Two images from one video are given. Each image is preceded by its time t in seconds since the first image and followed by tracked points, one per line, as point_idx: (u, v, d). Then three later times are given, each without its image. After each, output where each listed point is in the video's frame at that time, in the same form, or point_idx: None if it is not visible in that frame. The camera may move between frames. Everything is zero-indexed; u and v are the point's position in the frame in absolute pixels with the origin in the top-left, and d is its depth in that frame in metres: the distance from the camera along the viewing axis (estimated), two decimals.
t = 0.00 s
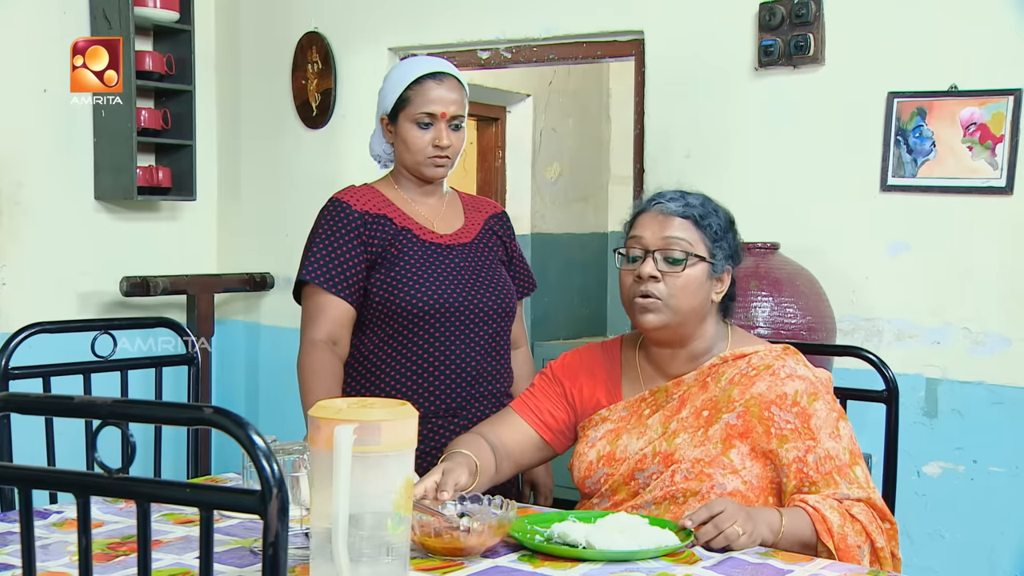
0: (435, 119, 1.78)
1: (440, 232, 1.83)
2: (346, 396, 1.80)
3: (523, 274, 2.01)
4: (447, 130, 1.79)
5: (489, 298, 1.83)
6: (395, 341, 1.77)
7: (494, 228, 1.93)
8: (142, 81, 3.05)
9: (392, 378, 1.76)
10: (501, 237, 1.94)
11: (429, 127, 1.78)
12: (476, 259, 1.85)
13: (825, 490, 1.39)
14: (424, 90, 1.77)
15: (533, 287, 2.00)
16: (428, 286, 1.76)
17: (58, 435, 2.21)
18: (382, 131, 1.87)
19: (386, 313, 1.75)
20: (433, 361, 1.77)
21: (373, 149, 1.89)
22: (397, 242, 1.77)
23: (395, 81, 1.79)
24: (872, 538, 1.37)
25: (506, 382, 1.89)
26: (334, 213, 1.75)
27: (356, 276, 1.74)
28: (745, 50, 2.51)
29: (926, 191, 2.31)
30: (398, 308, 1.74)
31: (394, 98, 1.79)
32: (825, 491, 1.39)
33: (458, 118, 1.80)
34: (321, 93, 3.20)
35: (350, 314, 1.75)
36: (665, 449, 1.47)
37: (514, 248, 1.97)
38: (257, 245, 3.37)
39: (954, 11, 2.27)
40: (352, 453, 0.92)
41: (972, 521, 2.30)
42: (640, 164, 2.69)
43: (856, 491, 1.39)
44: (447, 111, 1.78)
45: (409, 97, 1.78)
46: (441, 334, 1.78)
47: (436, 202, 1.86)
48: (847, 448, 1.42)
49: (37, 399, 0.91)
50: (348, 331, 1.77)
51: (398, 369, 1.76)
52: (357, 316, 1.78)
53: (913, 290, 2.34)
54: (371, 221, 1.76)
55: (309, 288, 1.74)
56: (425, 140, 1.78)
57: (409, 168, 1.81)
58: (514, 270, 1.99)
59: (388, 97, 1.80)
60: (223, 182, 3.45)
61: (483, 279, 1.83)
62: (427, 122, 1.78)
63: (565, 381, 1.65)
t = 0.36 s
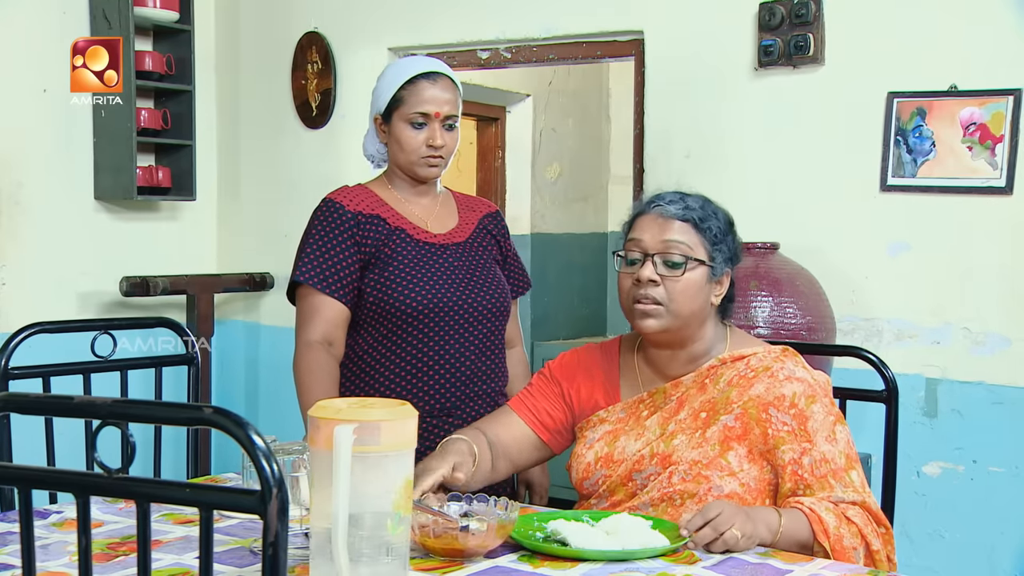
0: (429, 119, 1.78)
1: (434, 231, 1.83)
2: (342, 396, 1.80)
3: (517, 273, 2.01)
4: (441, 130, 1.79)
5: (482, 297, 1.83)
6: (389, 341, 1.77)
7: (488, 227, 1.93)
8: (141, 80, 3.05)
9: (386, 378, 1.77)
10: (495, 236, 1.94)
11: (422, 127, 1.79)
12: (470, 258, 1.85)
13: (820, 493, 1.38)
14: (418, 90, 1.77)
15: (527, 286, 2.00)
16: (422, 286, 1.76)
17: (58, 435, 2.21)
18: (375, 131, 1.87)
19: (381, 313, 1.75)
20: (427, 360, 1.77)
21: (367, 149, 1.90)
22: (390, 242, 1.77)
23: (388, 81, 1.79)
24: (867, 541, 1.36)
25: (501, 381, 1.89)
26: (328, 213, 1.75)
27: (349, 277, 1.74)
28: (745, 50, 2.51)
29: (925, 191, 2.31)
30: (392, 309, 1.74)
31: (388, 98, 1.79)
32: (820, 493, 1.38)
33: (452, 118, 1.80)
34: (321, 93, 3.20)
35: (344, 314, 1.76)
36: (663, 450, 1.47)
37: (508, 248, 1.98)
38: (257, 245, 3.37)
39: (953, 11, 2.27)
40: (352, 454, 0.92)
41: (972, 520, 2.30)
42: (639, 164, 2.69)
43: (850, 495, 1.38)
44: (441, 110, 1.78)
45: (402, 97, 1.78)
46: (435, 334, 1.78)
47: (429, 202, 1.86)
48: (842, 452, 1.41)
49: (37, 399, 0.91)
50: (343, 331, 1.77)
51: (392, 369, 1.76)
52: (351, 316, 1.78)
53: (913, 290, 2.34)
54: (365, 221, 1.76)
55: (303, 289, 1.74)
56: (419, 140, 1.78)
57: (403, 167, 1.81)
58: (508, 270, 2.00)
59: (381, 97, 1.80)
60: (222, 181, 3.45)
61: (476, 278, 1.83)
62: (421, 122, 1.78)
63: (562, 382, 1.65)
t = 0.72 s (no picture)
0: (426, 118, 1.78)
1: (431, 231, 1.82)
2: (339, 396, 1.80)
3: (513, 272, 2.01)
4: (438, 129, 1.79)
5: (479, 297, 1.83)
6: (385, 342, 1.76)
7: (484, 227, 1.93)
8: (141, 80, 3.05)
9: (382, 379, 1.77)
10: (491, 236, 1.94)
11: (419, 126, 1.78)
12: (466, 258, 1.85)
13: (818, 491, 1.39)
14: (414, 90, 1.77)
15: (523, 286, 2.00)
16: (418, 286, 1.76)
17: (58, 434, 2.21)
18: (371, 130, 1.87)
19: (377, 314, 1.75)
20: (423, 361, 1.77)
21: (363, 149, 1.90)
22: (386, 242, 1.77)
23: (384, 81, 1.79)
24: (866, 542, 1.37)
25: (498, 381, 1.89)
26: (324, 214, 1.75)
27: (345, 278, 1.74)
28: (745, 51, 2.51)
29: (925, 191, 2.31)
30: (388, 309, 1.74)
31: (384, 97, 1.79)
32: (818, 491, 1.39)
33: (449, 117, 1.80)
34: (320, 93, 3.20)
35: (341, 315, 1.76)
36: (665, 448, 1.47)
37: (504, 247, 1.97)
38: (256, 245, 3.37)
39: (953, 11, 2.27)
40: (352, 454, 0.92)
41: (972, 520, 2.30)
42: (639, 165, 2.69)
43: (849, 494, 1.38)
44: (438, 109, 1.78)
45: (399, 96, 1.78)
46: (432, 334, 1.77)
47: (426, 201, 1.86)
48: (841, 451, 1.41)
49: (37, 399, 0.91)
50: (340, 332, 1.77)
51: (389, 370, 1.76)
52: (348, 317, 1.78)
53: (912, 290, 2.34)
54: (360, 222, 1.76)
55: (299, 290, 1.74)
56: (415, 140, 1.78)
57: (399, 167, 1.81)
58: (504, 269, 1.99)
59: (377, 97, 1.80)
60: (222, 181, 3.45)
61: (472, 278, 1.83)
62: (417, 121, 1.78)
63: (570, 377, 1.63)
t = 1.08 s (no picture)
0: (425, 118, 1.78)
1: (430, 232, 1.82)
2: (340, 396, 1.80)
3: (512, 273, 2.01)
4: (437, 130, 1.79)
5: (477, 298, 1.83)
6: (384, 343, 1.76)
7: (483, 227, 1.93)
8: (141, 80, 3.05)
9: (381, 380, 1.77)
10: (491, 237, 1.94)
11: (418, 127, 1.78)
12: (465, 258, 1.85)
13: (819, 489, 1.39)
14: (414, 90, 1.77)
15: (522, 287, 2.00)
16: (416, 286, 1.76)
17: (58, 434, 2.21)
18: (371, 130, 1.87)
19: (376, 314, 1.75)
20: (422, 363, 1.77)
21: (363, 149, 1.90)
22: (386, 242, 1.77)
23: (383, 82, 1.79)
24: (866, 541, 1.37)
25: (496, 382, 1.89)
26: (324, 214, 1.75)
27: (344, 279, 1.74)
28: (745, 51, 2.51)
29: (925, 191, 2.31)
30: (386, 310, 1.74)
31: (383, 98, 1.79)
32: (818, 490, 1.39)
33: (448, 117, 1.80)
34: (320, 93, 3.20)
35: (341, 315, 1.76)
36: (668, 447, 1.47)
37: (503, 247, 1.97)
38: (256, 245, 3.37)
39: (953, 11, 2.27)
40: (351, 454, 0.92)
41: (971, 520, 2.30)
42: (639, 164, 2.69)
43: (850, 492, 1.38)
44: (437, 110, 1.78)
45: (398, 97, 1.78)
46: (430, 335, 1.77)
47: (425, 201, 1.85)
48: (842, 448, 1.41)
49: (36, 399, 0.91)
50: (339, 332, 1.77)
51: (387, 371, 1.76)
52: (348, 317, 1.78)
53: (912, 290, 2.34)
54: (360, 222, 1.76)
55: (298, 290, 1.74)
56: (414, 140, 1.78)
57: (399, 167, 1.81)
58: (503, 270, 1.99)
59: (377, 98, 1.80)
60: (222, 181, 3.45)
61: (472, 279, 1.83)
62: (417, 121, 1.78)
63: (573, 377, 1.62)
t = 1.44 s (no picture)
0: (424, 118, 1.78)
1: (429, 231, 1.82)
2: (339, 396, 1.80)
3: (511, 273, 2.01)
4: (436, 130, 1.79)
5: (476, 298, 1.83)
6: (384, 343, 1.76)
7: (483, 227, 1.93)
8: (141, 80, 3.05)
9: (380, 380, 1.77)
10: (490, 237, 1.94)
11: (417, 127, 1.78)
12: (465, 259, 1.85)
13: (817, 491, 1.39)
14: (413, 90, 1.77)
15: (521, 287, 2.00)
16: (415, 286, 1.76)
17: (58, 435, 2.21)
18: (370, 130, 1.86)
19: (375, 314, 1.75)
20: (421, 363, 1.77)
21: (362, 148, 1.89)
22: (385, 242, 1.77)
23: (383, 81, 1.79)
24: (867, 539, 1.37)
25: (496, 382, 1.89)
26: (323, 213, 1.75)
27: (344, 278, 1.74)
28: (745, 50, 2.51)
29: (925, 191, 2.31)
30: (385, 310, 1.74)
31: (381, 98, 1.79)
32: (817, 492, 1.39)
33: (448, 117, 1.80)
34: (320, 93, 3.20)
35: (340, 314, 1.76)
36: (658, 450, 1.47)
37: (502, 248, 1.97)
38: (256, 245, 3.37)
39: (953, 11, 2.27)
40: (351, 453, 0.92)
41: (971, 519, 2.30)
42: (639, 164, 2.69)
43: (849, 492, 1.38)
44: (436, 110, 1.78)
45: (398, 97, 1.78)
46: (428, 335, 1.77)
47: (424, 201, 1.85)
48: (838, 449, 1.41)
49: (36, 399, 0.91)
50: (339, 331, 1.77)
51: (387, 371, 1.76)
52: (347, 317, 1.78)
53: (912, 290, 2.34)
54: (360, 221, 1.76)
55: (298, 289, 1.74)
56: (413, 140, 1.78)
57: (398, 167, 1.81)
58: (502, 271, 1.99)
59: (376, 97, 1.80)
60: (221, 181, 3.45)
61: (471, 279, 1.83)
62: (416, 121, 1.78)
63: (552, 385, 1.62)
